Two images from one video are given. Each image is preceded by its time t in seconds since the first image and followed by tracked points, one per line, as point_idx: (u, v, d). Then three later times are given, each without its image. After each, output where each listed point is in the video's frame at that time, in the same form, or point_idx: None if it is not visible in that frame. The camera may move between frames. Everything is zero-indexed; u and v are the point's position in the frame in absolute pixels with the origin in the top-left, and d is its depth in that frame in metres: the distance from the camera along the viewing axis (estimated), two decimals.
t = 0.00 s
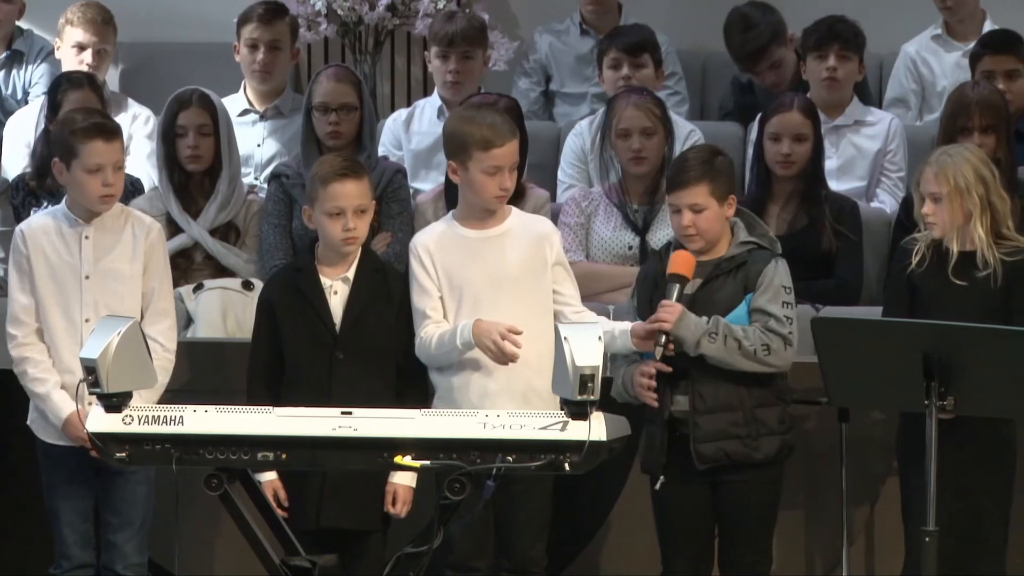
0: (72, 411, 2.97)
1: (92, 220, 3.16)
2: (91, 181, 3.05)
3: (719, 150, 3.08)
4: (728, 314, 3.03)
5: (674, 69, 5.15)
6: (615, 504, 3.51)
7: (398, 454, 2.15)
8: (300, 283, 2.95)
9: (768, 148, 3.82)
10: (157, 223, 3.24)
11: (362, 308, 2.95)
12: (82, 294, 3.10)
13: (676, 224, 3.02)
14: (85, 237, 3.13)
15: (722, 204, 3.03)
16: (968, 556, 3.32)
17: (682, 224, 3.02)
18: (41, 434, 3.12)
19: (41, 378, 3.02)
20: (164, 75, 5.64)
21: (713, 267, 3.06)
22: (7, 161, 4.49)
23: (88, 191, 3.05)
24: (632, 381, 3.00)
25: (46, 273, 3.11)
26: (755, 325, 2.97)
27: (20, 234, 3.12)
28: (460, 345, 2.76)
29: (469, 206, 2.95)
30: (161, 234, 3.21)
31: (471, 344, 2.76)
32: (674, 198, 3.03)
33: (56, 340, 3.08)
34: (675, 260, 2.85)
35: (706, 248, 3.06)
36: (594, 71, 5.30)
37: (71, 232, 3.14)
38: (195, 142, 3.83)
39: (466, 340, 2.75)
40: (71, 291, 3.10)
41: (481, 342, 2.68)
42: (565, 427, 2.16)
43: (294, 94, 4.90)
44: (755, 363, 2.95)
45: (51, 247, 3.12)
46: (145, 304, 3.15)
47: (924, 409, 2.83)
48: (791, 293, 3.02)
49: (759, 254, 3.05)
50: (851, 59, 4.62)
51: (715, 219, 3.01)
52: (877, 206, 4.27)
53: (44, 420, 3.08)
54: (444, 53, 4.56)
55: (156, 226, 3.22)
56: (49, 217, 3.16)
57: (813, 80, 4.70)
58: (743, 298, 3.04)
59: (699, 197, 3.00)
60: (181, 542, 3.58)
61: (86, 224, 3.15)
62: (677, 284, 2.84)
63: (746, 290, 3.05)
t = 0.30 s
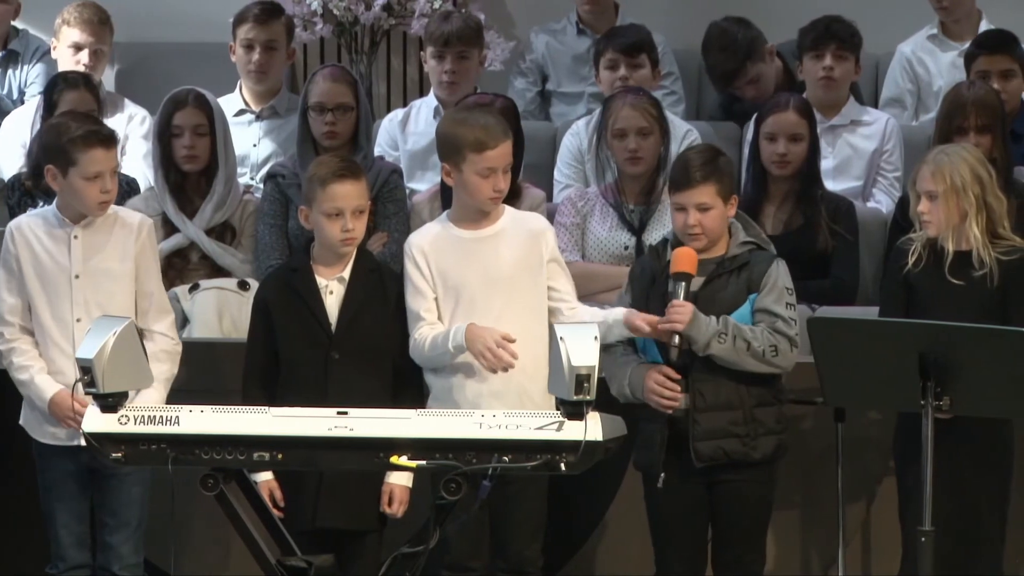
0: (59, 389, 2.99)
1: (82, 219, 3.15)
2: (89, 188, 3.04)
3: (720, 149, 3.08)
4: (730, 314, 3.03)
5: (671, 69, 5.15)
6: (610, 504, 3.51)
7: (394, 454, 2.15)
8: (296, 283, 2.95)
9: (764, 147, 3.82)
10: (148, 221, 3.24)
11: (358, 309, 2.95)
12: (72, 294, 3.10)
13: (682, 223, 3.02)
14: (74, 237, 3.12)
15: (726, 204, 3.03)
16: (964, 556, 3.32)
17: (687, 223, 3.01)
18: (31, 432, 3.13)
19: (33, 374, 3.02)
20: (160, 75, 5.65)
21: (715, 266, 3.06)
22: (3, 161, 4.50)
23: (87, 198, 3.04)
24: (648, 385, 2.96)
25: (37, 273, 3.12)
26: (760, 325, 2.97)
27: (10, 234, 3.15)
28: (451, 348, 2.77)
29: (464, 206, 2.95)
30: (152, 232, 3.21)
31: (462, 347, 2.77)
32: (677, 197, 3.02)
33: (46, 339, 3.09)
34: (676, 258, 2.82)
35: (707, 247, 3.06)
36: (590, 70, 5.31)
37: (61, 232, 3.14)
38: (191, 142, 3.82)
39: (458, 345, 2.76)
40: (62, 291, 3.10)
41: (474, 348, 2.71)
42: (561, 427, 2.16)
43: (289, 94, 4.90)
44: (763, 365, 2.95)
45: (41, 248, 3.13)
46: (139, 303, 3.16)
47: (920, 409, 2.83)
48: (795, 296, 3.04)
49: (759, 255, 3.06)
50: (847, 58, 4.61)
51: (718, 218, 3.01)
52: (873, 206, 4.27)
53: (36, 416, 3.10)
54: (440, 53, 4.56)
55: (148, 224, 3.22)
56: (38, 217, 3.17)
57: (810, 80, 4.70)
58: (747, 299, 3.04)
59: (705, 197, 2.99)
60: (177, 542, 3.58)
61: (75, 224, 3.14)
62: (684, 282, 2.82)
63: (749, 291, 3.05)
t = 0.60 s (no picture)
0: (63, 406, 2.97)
1: (76, 220, 3.16)
2: (79, 189, 3.04)
3: (716, 150, 3.07)
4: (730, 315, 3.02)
5: (666, 69, 5.15)
6: (605, 505, 3.51)
7: (389, 454, 2.15)
8: (290, 283, 2.94)
9: (759, 147, 3.82)
10: (142, 221, 3.24)
11: (352, 310, 2.95)
12: (67, 296, 3.10)
13: (680, 223, 3.01)
14: (68, 238, 3.13)
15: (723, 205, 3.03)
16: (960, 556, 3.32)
17: (684, 223, 3.01)
18: (31, 433, 3.12)
19: (28, 375, 3.02)
20: (155, 75, 5.65)
21: (714, 266, 3.05)
22: None
23: (77, 199, 3.04)
24: (649, 386, 2.92)
25: (31, 274, 3.12)
26: (762, 327, 2.97)
27: (3, 236, 3.14)
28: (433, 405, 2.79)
29: (453, 208, 2.94)
30: (146, 231, 3.21)
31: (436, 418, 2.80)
32: (675, 197, 3.01)
33: (39, 339, 3.09)
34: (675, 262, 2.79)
35: (702, 248, 3.05)
36: (585, 71, 5.31)
37: (55, 233, 3.14)
38: (186, 143, 3.83)
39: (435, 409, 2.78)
40: (56, 292, 3.11)
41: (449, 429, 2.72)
42: (556, 427, 2.16)
43: (285, 94, 4.90)
44: (767, 368, 2.95)
45: (34, 249, 3.13)
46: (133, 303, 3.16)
47: (916, 410, 2.83)
48: (792, 296, 3.04)
49: (756, 256, 3.05)
50: (843, 59, 4.61)
51: (716, 219, 3.01)
52: (868, 206, 4.26)
53: (35, 418, 3.09)
54: (435, 54, 4.56)
55: (141, 224, 3.22)
56: (31, 219, 3.18)
57: (805, 80, 4.70)
58: (746, 300, 3.03)
59: (704, 197, 2.99)
60: (171, 543, 3.58)
61: (69, 225, 3.15)
62: (685, 286, 2.80)
63: (749, 291, 3.04)
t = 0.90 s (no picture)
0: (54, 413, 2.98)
1: (73, 219, 3.16)
2: (65, 181, 3.05)
3: (710, 150, 3.07)
4: (724, 314, 3.02)
5: (660, 69, 5.15)
6: (599, 504, 3.51)
7: (383, 454, 2.15)
8: (285, 283, 2.94)
9: (753, 147, 3.81)
10: (137, 223, 3.24)
11: (346, 310, 2.94)
12: (61, 295, 3.10)
13: (674, 223, 3.01)
14: (64, 237, 3.13)
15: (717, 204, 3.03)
16: (956, 556, 3.32)
17: (678, 222, 3.00)
18: (22, 434, 3.13)
19: (21, 375, 3.02)
20: (150, 75, 5.65)
21: (707, 266, 3.05)
22: None
23: (62, 191, 3.06)
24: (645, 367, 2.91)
25: (25, 272, 3.12)
26: (755, 328, 2.97)
27: None
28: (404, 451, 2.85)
29: (433, 215, 2.91)
30: (142, 234, 3.20)
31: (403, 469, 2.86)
32: (670, 196, 3.01)
33: (34, 339, 3.09)
34: (670, 263, 2.80)
35: (695, 248, 3.04)
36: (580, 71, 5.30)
37: (51, 232, 3.15)
38: (180, 143, 3.82)
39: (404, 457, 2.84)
40: (50, 292, 3.11)
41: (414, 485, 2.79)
42: (551, 428, 2.16)
43: (279, 94, 4.90)
44: (759, 368, 2.95)
45: (30, 246, 3.13)
46: (127, 303, 3.16)
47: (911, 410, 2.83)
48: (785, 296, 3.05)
49: (749, 256, 3.05)
50: (837, 59, 4.62)
51: (710, 218, 3.01)
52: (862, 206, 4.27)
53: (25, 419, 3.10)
54: (430, 54, 4.57)
55: (137, 226, 3.22)
56: (29, 216, 3.17)
57: (799, 80, 4.69)
58: (739, 300, 3.04)
59: (698, 196, 3.00)
60: (165, 542, 3.58)
61: (65, 224, 3.15)
62: (681, 287, 2.80)
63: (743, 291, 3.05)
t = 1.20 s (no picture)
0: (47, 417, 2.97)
1: (69, 218, 3.17)
2: (56, 175, 3.08)
3: (704, 150, 3.07)
4: (718, 314, 3.02)
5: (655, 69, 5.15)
6: (593, 504, 3.51)
7: (378, 454, 2.15)
8: (280, 284, 2.94)
9: (749, 148, 3.82)
10: (134, 224, 3.25)
11: (342, 310, 2.94)
12: (56, 294, 3.10)
13: (669, 221, 3.01)
14: (60, 236, 3.14)
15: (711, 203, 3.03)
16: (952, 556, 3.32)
17: (671, 221, 3.00)
18: (13, 432, 3.11)
19: (15, 375, 3.02)
20: (145, 76, 5.65)
21: (701, 265, 3.05)
22: None
23: (53, 184, 3.08)
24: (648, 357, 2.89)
25: (21, 271, 3.13)
26: (750, 328, 2.98)
27: None
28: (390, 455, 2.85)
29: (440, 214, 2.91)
30: (138, 236, 3.21)
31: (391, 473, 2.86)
32: (664, 195, 3.01)
33: (29, 339, 3.09)
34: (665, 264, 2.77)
35: (688, 247, 3.05)
36: (574, 72, 5.31)
37: (47, 230, 3.15)
38: (175, 143, 3.82)
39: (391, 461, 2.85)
40: (46, 290, 3.11)
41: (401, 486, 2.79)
42: (546, 427, 2.16)
43: (274, 94, 4.90)
44: (750, 368, 2.96)
45: (25, 244, 3.14)
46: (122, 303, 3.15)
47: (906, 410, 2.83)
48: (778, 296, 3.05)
49: (744, 255, 3.05)
50: (831, 58, 4.59)
51: (704, 217, 3.01)
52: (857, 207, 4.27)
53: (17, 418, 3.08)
54: (424, 55, 4.57)
55: (134, 227, 3.22)
56: (25, 214, 3.19)
57: (793, 80, 4.68)
58: (734, 300, 3.03)
59: (692, 194, 2.99)
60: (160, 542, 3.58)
61: (62, 222, 3.16)
62: (675, 288, 2.78)
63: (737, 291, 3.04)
